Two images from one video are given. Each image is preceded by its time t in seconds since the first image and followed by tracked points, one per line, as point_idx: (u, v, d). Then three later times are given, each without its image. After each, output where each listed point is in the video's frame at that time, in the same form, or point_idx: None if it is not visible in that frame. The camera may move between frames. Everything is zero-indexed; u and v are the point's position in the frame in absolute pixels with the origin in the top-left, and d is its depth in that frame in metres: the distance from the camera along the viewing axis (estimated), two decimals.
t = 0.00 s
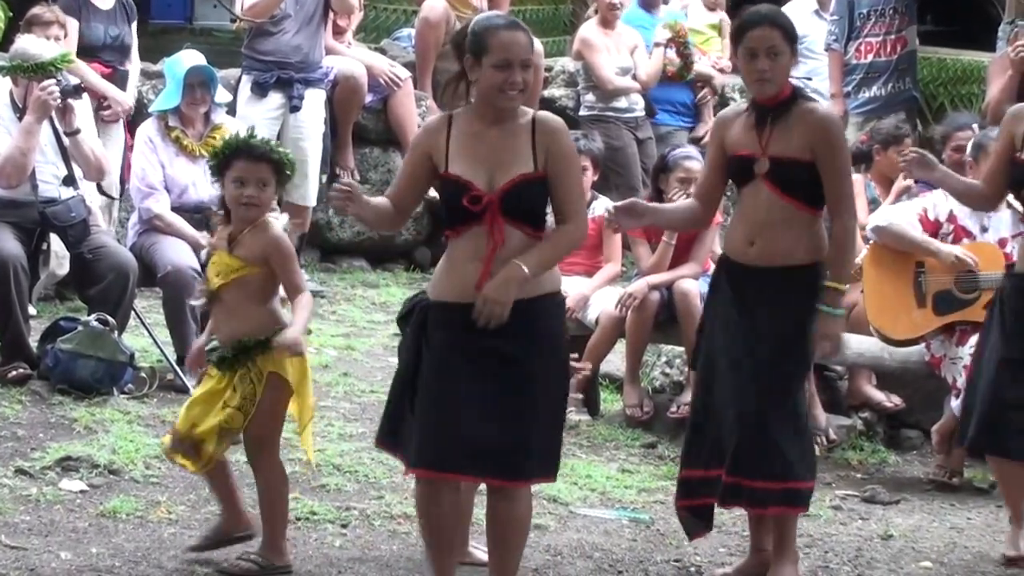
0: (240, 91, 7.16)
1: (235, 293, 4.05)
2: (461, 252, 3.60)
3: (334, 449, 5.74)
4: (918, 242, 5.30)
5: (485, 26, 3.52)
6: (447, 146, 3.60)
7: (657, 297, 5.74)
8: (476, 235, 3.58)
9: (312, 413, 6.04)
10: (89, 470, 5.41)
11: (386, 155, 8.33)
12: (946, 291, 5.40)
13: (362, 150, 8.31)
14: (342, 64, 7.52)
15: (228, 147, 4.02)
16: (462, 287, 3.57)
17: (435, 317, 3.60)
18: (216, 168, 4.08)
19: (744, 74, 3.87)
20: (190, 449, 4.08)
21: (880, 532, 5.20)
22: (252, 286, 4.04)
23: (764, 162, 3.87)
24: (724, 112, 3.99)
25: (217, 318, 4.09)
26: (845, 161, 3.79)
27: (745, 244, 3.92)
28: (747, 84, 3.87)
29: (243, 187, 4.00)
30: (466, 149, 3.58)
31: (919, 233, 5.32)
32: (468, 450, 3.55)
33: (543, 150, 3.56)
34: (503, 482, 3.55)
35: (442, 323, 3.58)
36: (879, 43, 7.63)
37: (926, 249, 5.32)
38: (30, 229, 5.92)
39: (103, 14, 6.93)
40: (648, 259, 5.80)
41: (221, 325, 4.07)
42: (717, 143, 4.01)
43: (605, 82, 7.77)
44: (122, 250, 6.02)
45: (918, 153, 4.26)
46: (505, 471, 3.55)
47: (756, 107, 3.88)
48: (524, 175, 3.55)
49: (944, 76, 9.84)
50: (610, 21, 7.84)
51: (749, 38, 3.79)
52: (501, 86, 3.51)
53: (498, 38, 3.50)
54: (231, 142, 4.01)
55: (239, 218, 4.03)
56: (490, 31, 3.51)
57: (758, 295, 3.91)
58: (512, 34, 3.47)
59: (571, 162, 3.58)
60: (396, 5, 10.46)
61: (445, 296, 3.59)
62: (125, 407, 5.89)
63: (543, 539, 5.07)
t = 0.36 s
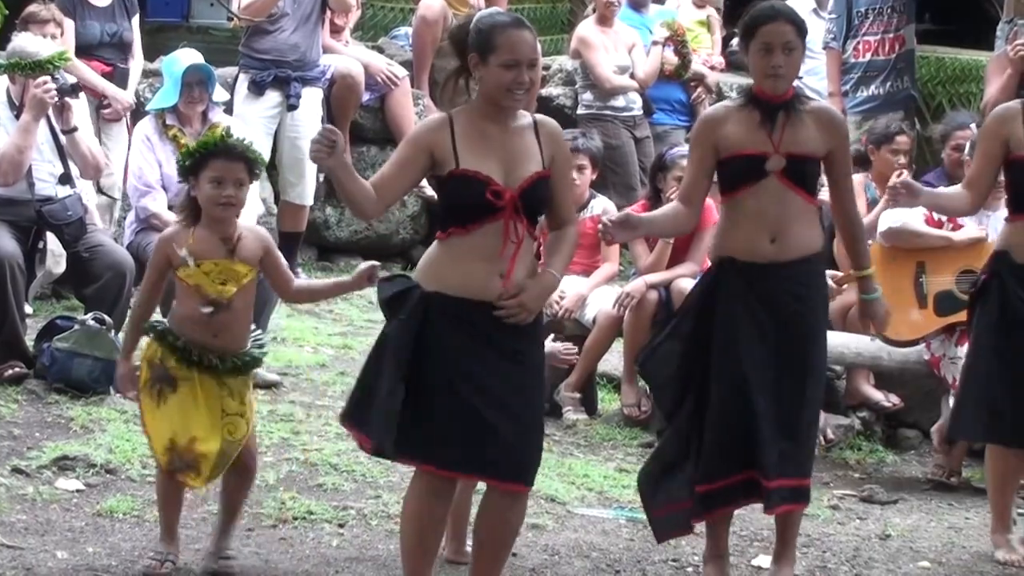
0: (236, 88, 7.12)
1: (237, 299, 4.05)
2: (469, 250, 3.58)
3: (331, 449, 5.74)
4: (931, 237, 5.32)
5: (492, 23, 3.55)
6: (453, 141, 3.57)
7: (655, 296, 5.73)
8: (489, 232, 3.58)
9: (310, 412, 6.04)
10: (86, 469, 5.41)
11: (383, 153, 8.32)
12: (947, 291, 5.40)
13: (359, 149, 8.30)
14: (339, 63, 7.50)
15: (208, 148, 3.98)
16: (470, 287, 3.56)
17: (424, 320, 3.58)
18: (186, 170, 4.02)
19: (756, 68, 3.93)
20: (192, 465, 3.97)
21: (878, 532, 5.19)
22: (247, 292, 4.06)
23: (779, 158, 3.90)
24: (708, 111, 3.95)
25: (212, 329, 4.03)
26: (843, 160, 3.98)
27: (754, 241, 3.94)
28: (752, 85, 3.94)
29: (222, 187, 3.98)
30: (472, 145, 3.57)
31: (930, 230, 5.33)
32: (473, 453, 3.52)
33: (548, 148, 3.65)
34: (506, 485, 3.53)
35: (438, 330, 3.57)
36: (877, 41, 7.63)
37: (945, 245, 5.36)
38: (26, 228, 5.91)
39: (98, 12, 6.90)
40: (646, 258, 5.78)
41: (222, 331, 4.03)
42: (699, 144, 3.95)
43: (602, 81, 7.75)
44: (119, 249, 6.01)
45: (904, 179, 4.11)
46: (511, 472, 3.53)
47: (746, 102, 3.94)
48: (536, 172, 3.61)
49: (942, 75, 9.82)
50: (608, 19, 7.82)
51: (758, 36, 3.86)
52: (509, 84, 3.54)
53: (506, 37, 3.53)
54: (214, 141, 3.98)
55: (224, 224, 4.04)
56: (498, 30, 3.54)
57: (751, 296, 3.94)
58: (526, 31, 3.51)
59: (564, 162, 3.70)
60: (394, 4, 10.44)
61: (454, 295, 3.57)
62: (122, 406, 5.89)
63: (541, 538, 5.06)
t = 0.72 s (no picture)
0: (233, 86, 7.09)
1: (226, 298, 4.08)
2: (473, 252, 3.56)
3: (330, 447, 5.72)
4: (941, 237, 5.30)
5: (492, 21, 3.54)
6: (457, 141, 3.54)
7: (655, 294, 5.70)
8: (491, 231, 3.57)
9: (308, 410, 6.02)
10: (84, 467, 5.39)
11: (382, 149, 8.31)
12: (950, 290, 5.39)
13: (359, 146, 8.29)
14: (338, 60, 7.48)
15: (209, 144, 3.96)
16: (476, 288, 3.55)
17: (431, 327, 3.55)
18: (184, 169, 3.99)
19: (756, 65, 3.94)
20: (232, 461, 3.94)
21: (879, 530, 5.18)
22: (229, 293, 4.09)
23: (779, 157, 3.91)
24: (706, 109, 3.89)
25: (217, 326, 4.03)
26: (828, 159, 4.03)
27: (754, 240, 3.93)
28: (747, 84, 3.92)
29: (223, 185, 3.97)
30: (475, 143, 3.56)
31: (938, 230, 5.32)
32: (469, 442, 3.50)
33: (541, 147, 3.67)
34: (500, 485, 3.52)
35: (444, 332, 3.54)
36: (877, 38, 7.61)
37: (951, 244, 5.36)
38: (25, 225, 5.89)
39: (87, 8, 6.87)
40: (646, 256, 5.76)
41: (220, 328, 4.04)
42: (699, 142, 3.89)
43: (602, 78, 7.74)
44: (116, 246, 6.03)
45: (942, 200, 4.13)
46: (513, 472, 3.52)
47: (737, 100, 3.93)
48: (533, 173, 3.62)
49: (942, 72, 9.81)
50: (608, 16, 7.80)
51: (760, 33, 3.85)
52: (513, 82, 3.52)
53: (508, 35, 3.52)
54: (216, 139, 3.95)
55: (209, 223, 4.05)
56: (499, 28, 3.52)
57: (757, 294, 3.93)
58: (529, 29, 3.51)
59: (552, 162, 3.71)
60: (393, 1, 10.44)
61: (459, 296, 3.54)
62: (120, 404, 5.87)
63: (540, 537, 5.05)
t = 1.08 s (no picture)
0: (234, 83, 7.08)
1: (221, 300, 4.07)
2: (479, 249, 3.55)
3: (331, 444, 5.71)
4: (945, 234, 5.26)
5: (494, 17, 3.53)
6: (460, 139, 3.53)
7: (657, 291, 5.70)
8: (495, 227, 3.56)
9: (309, 408, 6.01)
10: (85, 465, 5.38)
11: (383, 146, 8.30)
12: (954, 289, 5.39)
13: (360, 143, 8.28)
14: (339, 57, 7.47)
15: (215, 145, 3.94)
16: (482, 286, 3.54)
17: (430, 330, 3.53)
18: (188, 170, 3.97)
19: (761, 62, 3.91)
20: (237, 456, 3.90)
21: (881, 528, 5.17)
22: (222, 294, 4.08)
23: (781, 155, 3.89)
24: (709, 105, 3.87)
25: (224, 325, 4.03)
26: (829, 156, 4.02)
27: (758, 238, 3.92)
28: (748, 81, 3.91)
29: (227, 187, 3.96)
30: (477, 139, 3.54)
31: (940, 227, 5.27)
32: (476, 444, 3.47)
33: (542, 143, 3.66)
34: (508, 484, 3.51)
35: (446, 327, 3.53)
36: (879, 35, 7.59)
37: (956, 242, 5.30)
38: (25, 222, 5.88)
39: (84, 5, 6.83)
40: (647, 253, 5.75)
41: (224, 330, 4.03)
42: (702, 140, 3.87)
43: (603, 75, 7.72)
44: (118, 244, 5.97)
45: (952, 190, 4.14)
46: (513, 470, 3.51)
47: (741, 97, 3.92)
48: (535, 168, 3.61)
49: (944, 69, 9.80)
50: (609, 12, 7.76)
51: (766, 30, 3.84)
52: (516, 77, 3.52)
53: (511, 30, 3.51)
54: (220, 142, 3.93)
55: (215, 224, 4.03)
56: (501, 24, 3.51)
57: (758, 292, 3.92)
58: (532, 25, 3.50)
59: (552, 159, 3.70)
60: None
61: (467, 297, 3.53)
62: (120, 402, 5.86)
63: (542, 534, 5.05)
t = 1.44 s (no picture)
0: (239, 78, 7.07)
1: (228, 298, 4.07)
2: (484, 246, 3.53)
3: (336, 441, 5.70)
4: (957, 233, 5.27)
5: (497, 12, 3.52)
6: (463, 136, 3.51)
7: (663, 287, 5.68)
8: (501, 222, 3.55)
9: (314, 405, 6.00)
10: (89, 461, 5.37)
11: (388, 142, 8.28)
12: (962, 287, 5.40)
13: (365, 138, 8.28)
14: (343, 52, 7.45)
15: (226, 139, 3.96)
16: (488, 283, 3.52)
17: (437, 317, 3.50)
18: (197, 167, 3.98)
19: (768, 58, 3.91)
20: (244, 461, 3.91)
21: (886, 526, 5.16)
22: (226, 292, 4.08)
23: (788, 151, 3.88)
24: (716, 102, 3.86)
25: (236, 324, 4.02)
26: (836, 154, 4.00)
27: (767, 235, 3.90)
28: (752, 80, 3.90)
29: (236, 183, 3.95)
30: (481, 133, 3.53)
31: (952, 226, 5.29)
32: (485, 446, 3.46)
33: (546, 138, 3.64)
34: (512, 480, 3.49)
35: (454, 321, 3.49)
36: (886, 32, 7.56)
37: (966, 239, 5.35)
38: (30, 218, 5.87)
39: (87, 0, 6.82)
40: (652, 249, 5.75)
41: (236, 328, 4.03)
42: (708, 136, 3.86)
43: (608, 71, 7.70)
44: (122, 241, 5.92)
45: (949, 187, 4.10)
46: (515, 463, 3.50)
47: (747, 92, 3.91)
48: (541, 162, 3.60)
49: (951, 66, 9.79)
50: (615, 9, 7.74)
51: (775, 25, 3.84)
52: (521, 73, 3.51)
53: (515, 25, 3.50)
54: (231, 137, 3.94)
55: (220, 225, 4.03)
56: (505, 19, 3.50)
57: (763, 286, 3.90)
58: (536, 19, 3.49)
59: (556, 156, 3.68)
60: None
61: (475, 293, 3.50)
62: (125, 398, 5.85)
63: (547, 532, 5.04)
